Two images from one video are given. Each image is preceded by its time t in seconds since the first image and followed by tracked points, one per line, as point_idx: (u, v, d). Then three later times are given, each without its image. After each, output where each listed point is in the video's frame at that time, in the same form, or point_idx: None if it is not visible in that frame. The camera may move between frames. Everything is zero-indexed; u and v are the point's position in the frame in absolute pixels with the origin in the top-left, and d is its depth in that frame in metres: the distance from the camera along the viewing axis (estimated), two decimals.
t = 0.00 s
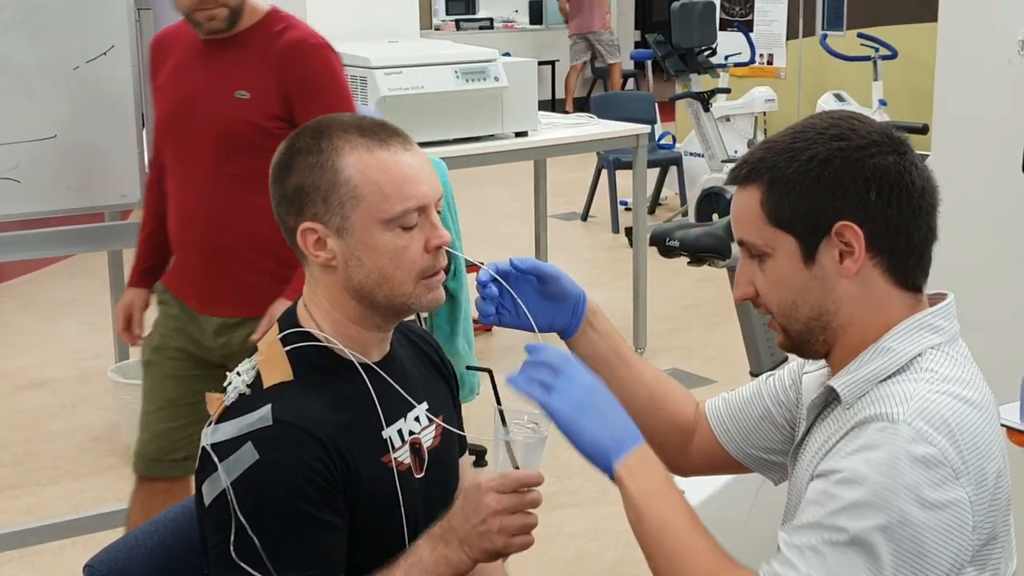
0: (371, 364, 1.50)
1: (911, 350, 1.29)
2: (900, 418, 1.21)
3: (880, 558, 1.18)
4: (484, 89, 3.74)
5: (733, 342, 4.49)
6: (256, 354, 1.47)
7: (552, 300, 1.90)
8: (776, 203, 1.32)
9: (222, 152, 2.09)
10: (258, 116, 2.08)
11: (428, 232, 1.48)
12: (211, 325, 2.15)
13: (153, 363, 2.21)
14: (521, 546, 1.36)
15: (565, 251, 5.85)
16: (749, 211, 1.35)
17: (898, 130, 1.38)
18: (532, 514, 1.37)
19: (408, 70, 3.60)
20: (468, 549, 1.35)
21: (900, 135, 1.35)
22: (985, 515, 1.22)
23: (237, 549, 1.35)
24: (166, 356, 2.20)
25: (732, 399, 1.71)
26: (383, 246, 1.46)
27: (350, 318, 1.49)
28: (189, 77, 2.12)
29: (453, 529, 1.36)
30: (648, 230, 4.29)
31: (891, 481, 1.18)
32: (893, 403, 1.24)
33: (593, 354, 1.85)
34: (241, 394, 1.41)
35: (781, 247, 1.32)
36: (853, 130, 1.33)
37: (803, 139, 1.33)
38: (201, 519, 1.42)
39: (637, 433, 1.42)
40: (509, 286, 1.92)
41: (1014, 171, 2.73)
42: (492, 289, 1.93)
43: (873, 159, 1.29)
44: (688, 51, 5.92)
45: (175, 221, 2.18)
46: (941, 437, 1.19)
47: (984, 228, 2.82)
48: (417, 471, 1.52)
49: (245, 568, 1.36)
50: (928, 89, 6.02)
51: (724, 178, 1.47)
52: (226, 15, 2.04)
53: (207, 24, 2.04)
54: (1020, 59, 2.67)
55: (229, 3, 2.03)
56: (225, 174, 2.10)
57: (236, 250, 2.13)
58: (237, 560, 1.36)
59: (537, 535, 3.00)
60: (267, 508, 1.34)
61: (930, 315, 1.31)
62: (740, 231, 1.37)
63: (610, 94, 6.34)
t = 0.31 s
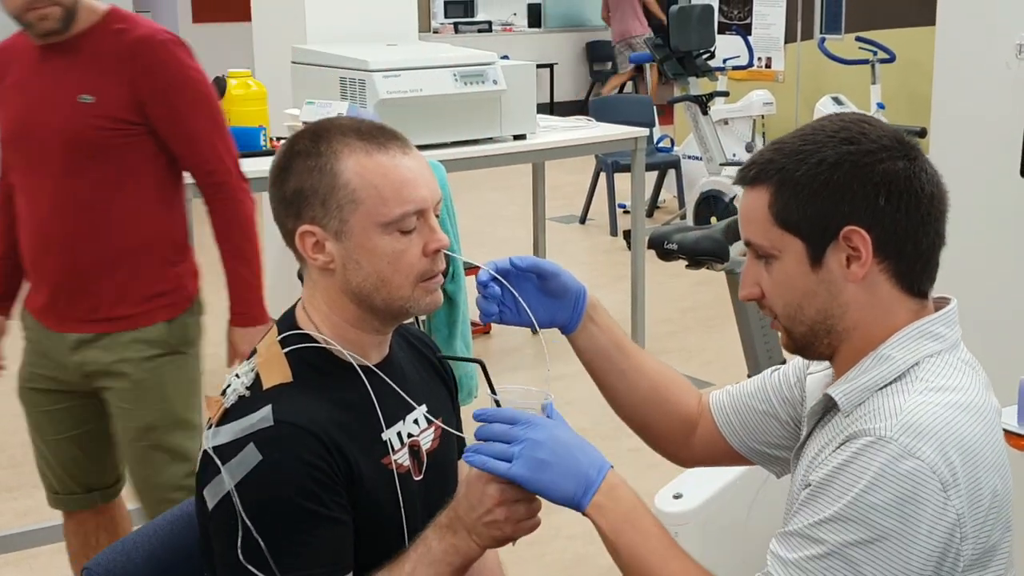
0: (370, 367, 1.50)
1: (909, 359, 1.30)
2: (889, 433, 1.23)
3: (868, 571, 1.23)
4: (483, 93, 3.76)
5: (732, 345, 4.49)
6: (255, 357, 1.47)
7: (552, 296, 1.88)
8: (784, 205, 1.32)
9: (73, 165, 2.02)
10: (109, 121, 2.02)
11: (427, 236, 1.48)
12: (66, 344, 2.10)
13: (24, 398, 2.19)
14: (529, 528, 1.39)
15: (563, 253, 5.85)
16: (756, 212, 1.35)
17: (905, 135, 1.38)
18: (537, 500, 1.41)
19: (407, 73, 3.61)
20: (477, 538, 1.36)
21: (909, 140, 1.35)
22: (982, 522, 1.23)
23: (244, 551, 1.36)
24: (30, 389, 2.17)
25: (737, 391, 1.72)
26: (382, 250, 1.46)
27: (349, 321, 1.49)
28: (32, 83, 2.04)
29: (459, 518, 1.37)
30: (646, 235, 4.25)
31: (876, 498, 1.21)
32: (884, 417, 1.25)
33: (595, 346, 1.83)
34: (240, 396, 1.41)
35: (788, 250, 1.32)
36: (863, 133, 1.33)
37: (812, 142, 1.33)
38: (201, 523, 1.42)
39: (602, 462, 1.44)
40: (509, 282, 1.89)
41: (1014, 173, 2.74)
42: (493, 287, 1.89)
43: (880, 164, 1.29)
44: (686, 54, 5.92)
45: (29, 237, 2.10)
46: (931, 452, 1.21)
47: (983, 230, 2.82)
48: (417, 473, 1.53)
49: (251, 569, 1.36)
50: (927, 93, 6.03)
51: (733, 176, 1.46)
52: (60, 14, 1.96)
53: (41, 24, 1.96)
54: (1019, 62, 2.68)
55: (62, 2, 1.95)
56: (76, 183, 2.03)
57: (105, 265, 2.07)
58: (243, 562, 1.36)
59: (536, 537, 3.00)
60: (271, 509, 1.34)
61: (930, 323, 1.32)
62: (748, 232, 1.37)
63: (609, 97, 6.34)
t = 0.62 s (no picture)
0: (370, 368, 1.50)
1: (910, 360, 1.30)
2: (889, 433, 1.23)
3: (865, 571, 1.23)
4: (482, 94, 3.76)
5: (731, 346, 4.49)
6: (253, 358, 1.47)
7: (552, 295, 1.88)
8: (790, 204, 1.32)
9: None
10: None
11: (426, 237, 1.48)
12: None
13: None
14: (528, 515, 1.39)
15: (562, 255, 5.85)
16: (761, 210, 1.35)
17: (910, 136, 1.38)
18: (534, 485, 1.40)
19: (407, 75, 3.61)
20: (477, 528, 1.36)
21: (916, 141, 1.35)
22: (981, 525, 1.23)
23: (246, 549, 1.35)
24: None
25: (737, 391, 1.72)
26: (381, 251, 1.47)
27: (348, 323, 1.49)
28: None
29: (457, 510, 1.37)
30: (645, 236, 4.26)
31: (875, 498, 1.21)
32: (884, 418, 1.25)
33: (597, 343, 1.84)
34: (240, 397, 1.41)
35: (792, 249, 1.33)
36: (871, 135, 1.32)
37: (819, 142, 1.33)
38: (202, 523, 1.41)
39: (597, 451, 1.45)
40: (509, 282, 1.90)
41: (1014, 174, 2.74)
42: (493, 287, 1.90)
43: (887, 166, 1.29)
44: (686, 56, 5.92)
45: None
46: (931, 453, 1.21)
47: (982, 232, 2.82)
48: (416, 475, 1.53)
49: (251, 569, 1.35)
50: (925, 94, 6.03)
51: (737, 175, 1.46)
52: None
53: None
54: (1018, 64, 2.68)
55: None
56: None
57: None
58: (245, 562, 1.35)
59: (534, 538, 3.00)
60: (272, 509, 1.34)
61: (932, 325, 1.32)
62: (751, 230, 1.37)
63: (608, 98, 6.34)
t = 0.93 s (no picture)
0: (370, 369, 1.50)
1: (903, 366, 1.30)
2: (884, 443, 1.22)
3: None
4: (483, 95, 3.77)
5: (732, 347, 4.49)
6: (253, 360, 1.47)
7: (553, 296, 1.89)
8: (814, 193, 1.32)
9: None
10: None
11: (426, 238, 1.48)
12: None
13: None
14: (527, 505, 1.36)
15: (564, 256, 5.86)
16: (784, 189, 1.35)
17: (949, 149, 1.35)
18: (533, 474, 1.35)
19: (408, 76, 3.61)
20: (477, 520, 1.35)
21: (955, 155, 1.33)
22: (980, 529, 1.23)
23: (250, 550, 1.35)
24: None
25: (737, 390, 1.72)
26: (381, 252, 1.47)
27: (348, 324, 1.50)
28: None
29: (457, 501, 1.36)
30: (647, 237, 4.27)
31: (874, 511, 1.21)
32: (880, 427, 1.25)
33: (602, 343, 1.85)
34: (240, 398, 1.41)
35: (808, 236, 1.33)
36: (912, 141, 1.29)
37: (857, 138, 1.31)
38: (204, 524, 1.41)
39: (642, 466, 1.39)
40: (511, 284, 1.92)
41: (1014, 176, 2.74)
42: (496, 290, 1.92)
43: (918, 176, 1.28)
44: (687, 57, 5.92)
45: None
46: (927, 462, 1.21)
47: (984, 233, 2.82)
48: (417, 476, 1.53)
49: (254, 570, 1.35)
50: (927, 95, 6.02)
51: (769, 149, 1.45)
52: None
53: None
54: (1019, 65, 2.68)
55: None
56: None
57: None
58: (248, 563, 1.35)
59: (535, 540, 3.00)
60: (274, 509, 1.34)
61: (926, 329, 1.31)
62: (770, 205, 1.37)
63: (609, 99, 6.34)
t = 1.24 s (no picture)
0: (370, 369, 1.50)
1: (924, 368, 1.32)
2: (896, 438, 1.26)
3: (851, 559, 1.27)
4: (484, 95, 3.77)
5: (734, 347, 4.49)
6: (252, 360, 1.48)
7: (555, 294, 1.91)
8: (831, 202, 1.33)
9: None
10: None
11: (425, 239, 1.49)
12: None
13: None
14: (522, 494, 1.38)
15: (565, 256, 5.86)
16: (800, 196, 1.37)
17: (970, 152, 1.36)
18: (525, 463, 1.38)
19: (409, 76, 3.61)
20: (474, 509, 1.37)
21: (973, 155, 1.34)
22: (978, 538, 1.26)
23: (253, 549, 1.35)
24: None
25: (750, 384, 1.72)
26: (380, 252, 1.47)
27: (348, 325, 1.50)
28: None
29: (456, 493, 1.38)
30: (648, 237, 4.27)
31: (873, 495, 1.25)
32: (895, 422, 1.28)
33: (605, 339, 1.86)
34: (239, 399, 1.41)
35: (825, 248, 1.35)
36: (929, 146, 1.30)
37: (880, 142, 1.32)
38: (206, 524, 1.41)
39: (630, 382, 1.51)
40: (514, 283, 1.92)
41: (1015, 176, 2.74)
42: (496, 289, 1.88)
43: (942, 184, 1.29)
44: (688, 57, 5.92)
45: None
46: (933, 462, 1.24)
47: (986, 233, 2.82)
48: (417, 476, 1.53)
49: (259, 570, 1.36)
50: (928, 95, 6.02)
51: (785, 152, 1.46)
52: None
53: None
54: (1020, 65, 2.68)
55: None
56: None
57: None
58: (252, 563, 1.36)
59: (537, 540, 3.00)
60: (277, 508, 1.34)
61: (948, 333, 1.33)
62: (784, 215, 1.39)
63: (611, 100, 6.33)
